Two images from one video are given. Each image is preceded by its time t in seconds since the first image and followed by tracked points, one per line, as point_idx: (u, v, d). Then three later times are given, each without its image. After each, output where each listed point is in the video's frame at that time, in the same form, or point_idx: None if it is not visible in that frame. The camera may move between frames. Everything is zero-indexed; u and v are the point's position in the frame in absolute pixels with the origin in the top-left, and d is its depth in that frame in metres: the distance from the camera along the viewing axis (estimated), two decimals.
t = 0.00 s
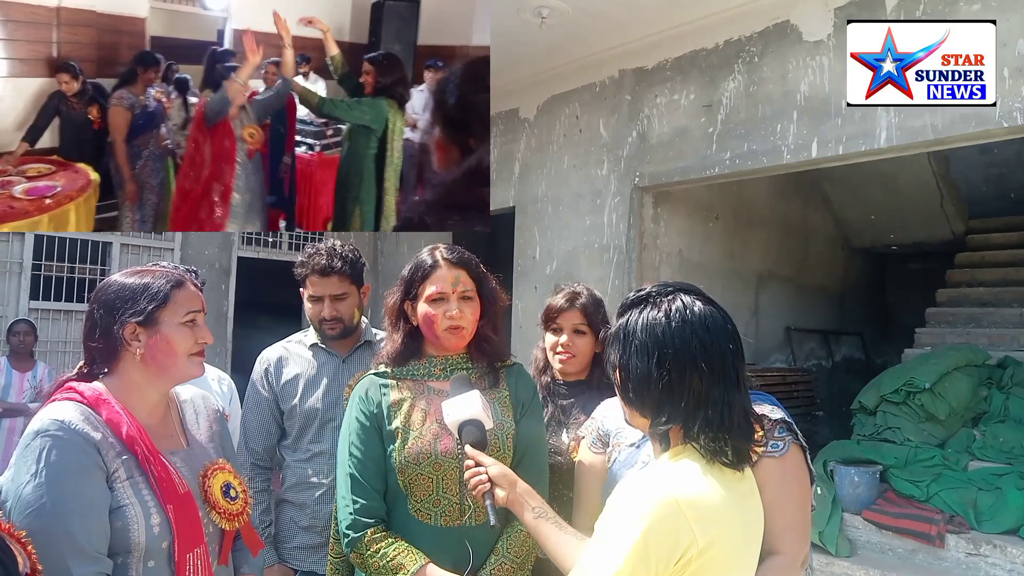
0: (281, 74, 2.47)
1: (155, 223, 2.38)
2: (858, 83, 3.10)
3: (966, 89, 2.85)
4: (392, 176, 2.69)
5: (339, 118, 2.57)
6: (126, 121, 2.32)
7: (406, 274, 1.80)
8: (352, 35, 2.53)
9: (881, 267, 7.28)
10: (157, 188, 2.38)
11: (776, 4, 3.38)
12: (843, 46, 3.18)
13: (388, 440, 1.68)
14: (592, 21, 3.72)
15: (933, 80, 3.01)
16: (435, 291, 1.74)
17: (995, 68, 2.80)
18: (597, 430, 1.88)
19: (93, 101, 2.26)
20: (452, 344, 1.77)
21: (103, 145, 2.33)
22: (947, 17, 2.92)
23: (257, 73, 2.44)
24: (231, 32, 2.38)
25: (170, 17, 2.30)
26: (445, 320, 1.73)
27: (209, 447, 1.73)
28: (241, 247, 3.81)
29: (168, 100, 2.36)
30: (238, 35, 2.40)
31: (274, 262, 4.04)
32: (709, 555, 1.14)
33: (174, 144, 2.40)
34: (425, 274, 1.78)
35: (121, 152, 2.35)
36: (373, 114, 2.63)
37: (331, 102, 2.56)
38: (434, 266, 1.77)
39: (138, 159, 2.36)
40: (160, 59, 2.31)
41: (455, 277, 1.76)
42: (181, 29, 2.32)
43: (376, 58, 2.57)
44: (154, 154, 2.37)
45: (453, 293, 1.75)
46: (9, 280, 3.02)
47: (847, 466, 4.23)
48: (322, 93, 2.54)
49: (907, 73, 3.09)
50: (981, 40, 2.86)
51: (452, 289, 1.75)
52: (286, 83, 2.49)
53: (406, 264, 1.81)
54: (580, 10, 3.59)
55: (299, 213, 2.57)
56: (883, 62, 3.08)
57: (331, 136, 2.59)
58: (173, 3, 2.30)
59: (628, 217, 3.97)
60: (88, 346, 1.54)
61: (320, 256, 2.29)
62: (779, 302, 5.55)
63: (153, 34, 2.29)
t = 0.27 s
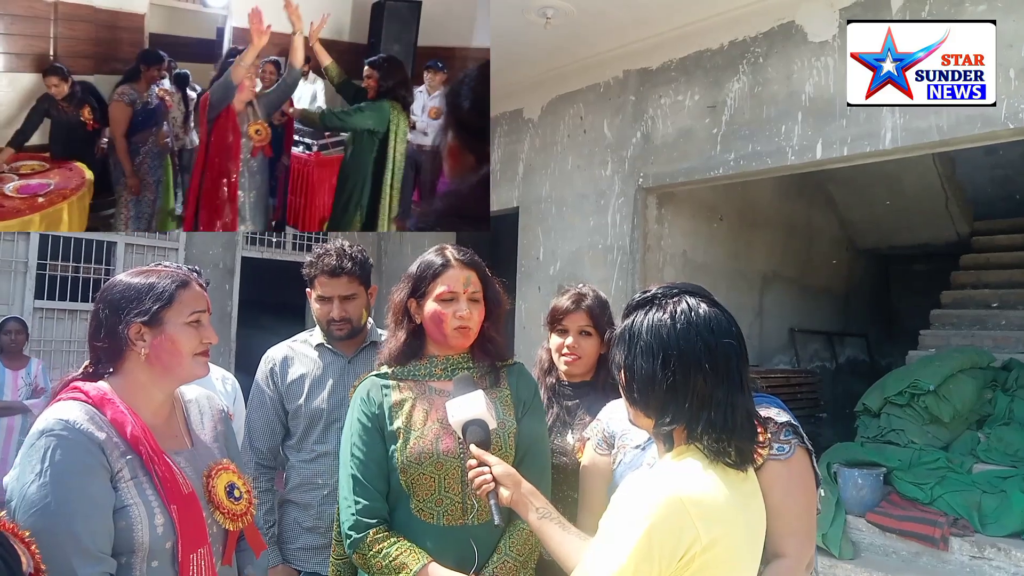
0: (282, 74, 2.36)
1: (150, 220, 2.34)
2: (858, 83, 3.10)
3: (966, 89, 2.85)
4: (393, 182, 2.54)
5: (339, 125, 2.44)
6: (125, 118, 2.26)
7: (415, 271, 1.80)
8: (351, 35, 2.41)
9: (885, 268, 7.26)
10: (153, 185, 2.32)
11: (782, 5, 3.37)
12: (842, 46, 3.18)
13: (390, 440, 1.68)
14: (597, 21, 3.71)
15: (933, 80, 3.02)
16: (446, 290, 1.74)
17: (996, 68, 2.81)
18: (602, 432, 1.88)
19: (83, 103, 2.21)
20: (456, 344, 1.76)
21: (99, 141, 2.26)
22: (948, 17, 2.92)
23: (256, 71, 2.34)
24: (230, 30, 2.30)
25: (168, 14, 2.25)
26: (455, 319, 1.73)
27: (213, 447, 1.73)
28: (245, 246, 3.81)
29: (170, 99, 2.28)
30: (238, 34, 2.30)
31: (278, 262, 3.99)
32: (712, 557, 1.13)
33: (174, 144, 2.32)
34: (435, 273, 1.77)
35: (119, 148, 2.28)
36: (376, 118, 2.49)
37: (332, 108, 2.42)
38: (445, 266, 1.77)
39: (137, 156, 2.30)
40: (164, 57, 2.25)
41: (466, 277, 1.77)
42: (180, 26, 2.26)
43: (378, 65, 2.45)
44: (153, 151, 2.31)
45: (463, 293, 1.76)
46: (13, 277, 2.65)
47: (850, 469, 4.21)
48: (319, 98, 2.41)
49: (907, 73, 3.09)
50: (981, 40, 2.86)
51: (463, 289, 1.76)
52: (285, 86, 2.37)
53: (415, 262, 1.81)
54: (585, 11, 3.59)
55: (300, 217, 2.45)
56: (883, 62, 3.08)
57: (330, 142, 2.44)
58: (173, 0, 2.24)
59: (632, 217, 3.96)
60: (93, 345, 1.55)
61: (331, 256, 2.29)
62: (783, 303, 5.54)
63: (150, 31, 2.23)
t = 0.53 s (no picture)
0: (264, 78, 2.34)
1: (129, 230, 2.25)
2: (858, 83, 3.10)
3: (966, 89, 2.85)
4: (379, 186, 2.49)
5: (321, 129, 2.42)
6: (105, 124, 2.18)
7: (416, 273, 1.80)
8: (331, 37, 2.37)
9: (886, 267, 7.26)
10: (133, 194, 2.24)
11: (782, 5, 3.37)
12: (842, 46, 3.18)
13: (391, 440, 1.68)
14: (598, 21, 3.71)
15: (933, 80, 3.02)
16: (449, 290, 1.75)
17: (995, 67, 2.81)
18: (605, 432, 1.87)
19: (56, 111, 2.12)
20: (463, 344, 1.77)
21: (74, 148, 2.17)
22: (947, 17, 2.92)
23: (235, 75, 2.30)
24: (212, 33, 2.25)
25: (146, 16, 2.18)
26: (460, 319, 1.74)
27: (214, 447, 1.74)
28: (246, 247, 3.77)
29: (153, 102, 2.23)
30: (219, 36, 2.25)
31: (279, 262, 3.99)
32: (713, 555, 1.13)
33: (158, 148, 2.26)
34: (437, 274, 1.78)
35: (97, 155, 2.20)
36: (360, 120, 2.46)
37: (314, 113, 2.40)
38: (448, 266, 1.78)
39: (116, 163, 2.22)
40: (145, 61, 2.19)
41: (469, 277, 1.78)
42: (159, 28, 2.20)
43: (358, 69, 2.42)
44: (133, 157, 2.24)
45: (468, 292, 1.77)
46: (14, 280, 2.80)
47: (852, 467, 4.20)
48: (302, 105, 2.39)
49: (907, 73, 3.09)
50: (981, 40, 2.86)
51: (467, 288, 1.77)
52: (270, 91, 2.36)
53: (416, 263, 1.81)
54: (585, 11, 3.59)
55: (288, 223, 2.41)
56: (883, 62, 3.08)
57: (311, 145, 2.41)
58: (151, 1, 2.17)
59: (633, 217, 3.97)
60: (94, 346, 1.55)
61: (336, 256, 2.29)
62: (784, 303, 5.53)
63: (129, 33, 2.16)
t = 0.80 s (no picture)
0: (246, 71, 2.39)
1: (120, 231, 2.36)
2: (858, 83, 3.10)
3: (967, 89, 2.84)
4: (372, 181, 2.62)
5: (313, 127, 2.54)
6: (91, 126, 2.31)
7: (424, 263, 1.80)
8: (313, 31, 2.42)
9: (891, 262, 7.22)
10: (123, 197, 2.36)
11: None
12: (846, 41, 3.17)
13: (398, 434, 1.68)
14: (601, 16, 3.70)
15: (933, 81, 3.01)
16: (457, 278, 1.74)
17: (993, 69, 2.79)
18: (612, 427, 1.87)
19: (40, 112, 2.26)
20: (468, 333, 1.75)
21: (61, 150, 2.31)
22: (948, 16, 2.93)
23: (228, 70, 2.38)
24: (193, 31, 2.31)
25: (128, 16, 2.28)
26: (465, 307, 1.73)
27: (220, 440, 1.74)
28: (251, 242, 3.76)
29: (139, 104, 2.33)
30: (201, 34, 2.32)
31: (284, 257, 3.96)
32: (717, 548, 1.13)
33: (146, 150, 2.37)
34: (445, 263, 1.78)
35: (82, 158, 2.33)
36: (353, 117, 2.58)
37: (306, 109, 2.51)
38: (455, 256, 1.78)
39: (103, 166, 2.34)
40: (129, 62, 2.30)
41: (477, 267, 1.78)
42: (139, 27, 2.28)
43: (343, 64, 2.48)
44: (122, 160, 2.37)
45: (475, 281, 1.76)
46: (21, 275, 3.01)
47: (857, 463, 4.22)
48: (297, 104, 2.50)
49: (907, 73, 3.09)
50: (982, 40, 2.86)
51: (474, 276, 1.76)
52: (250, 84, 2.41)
53: (424, 254, 1.82)
54: (589, 5, 3.58)
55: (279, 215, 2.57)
56: (883, 63, 3.07)
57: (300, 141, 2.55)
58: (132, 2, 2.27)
59: (637, 212, 3.96)
60: (100, 340, 1.55)
61: (346, 250, 2.30)
62: (788, 298, 5.52)
63: (110, 33, 2.26)
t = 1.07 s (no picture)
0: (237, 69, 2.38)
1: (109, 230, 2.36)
2: (858, 83, 3.09)
3: (967, 89, 2.84)
4: (363, 178, 2.62)
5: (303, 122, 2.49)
6: (80, 124, 2.30)
7: (430, 264, 1.80)
8: (305, 29, 2.44)
9: (891, 262, 7.23)
10: (112, 197, 2.35)
11: None
12: (846, 40, 3.17)
13: (399, 434, 1.68)
14: (602, 16, 3.70)
15: (933, 80, 3.01)
16: (462, 283, 1.74)
17: (995, 67, 2.79)
18: (616, 427, 1.87)
19: (39, 101, 2.26)
20: (470, 337, 1.76)
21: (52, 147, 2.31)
22: (948, 16, 2.93)
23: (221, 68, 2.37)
24: (184, 27, 2.33)
25: (117, 11, 2.28)
26: (469, 313, 1.73)
27: (221, 441, 1.74)
28: (250, 243, 3.77)
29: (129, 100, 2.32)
30: (192, 31, 2.33)
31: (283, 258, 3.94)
32: (717, 548, 1.14)
33: (135, 148, 2.35)
34: (452, 267, 1.77)
35: (71, 156, 2.32)
36: (343, 114, 2.55)
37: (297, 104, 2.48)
38: (464, 260, 1.77)
39: (93, 164, 2.34)
40: (119, 57, 2.30)
41: (484, 272, 1.78)
42: (127, 23, 2.29)
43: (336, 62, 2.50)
44: (111, 158, 2.35)
45: (480, 287, 1.76)
46: (21, 276, 2.96)
47: (858, 463, 4.22)
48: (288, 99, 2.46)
49: (907, 73, 3.09)
50: (981, 40, 2.86)
51: (480, 283, 1.76)
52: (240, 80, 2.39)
53: (430, 256, 1.81)
54: (589, 5, 3.58)
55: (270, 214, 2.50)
56: (883, 62, 3.07)
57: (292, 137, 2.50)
58: None
59: (637, 212, 3.96)
60: (100, 341, 1.55)
61: (349, 250, 2.30)
62: (789, 298, 5.52)
63: (99, 28, 2.27)
